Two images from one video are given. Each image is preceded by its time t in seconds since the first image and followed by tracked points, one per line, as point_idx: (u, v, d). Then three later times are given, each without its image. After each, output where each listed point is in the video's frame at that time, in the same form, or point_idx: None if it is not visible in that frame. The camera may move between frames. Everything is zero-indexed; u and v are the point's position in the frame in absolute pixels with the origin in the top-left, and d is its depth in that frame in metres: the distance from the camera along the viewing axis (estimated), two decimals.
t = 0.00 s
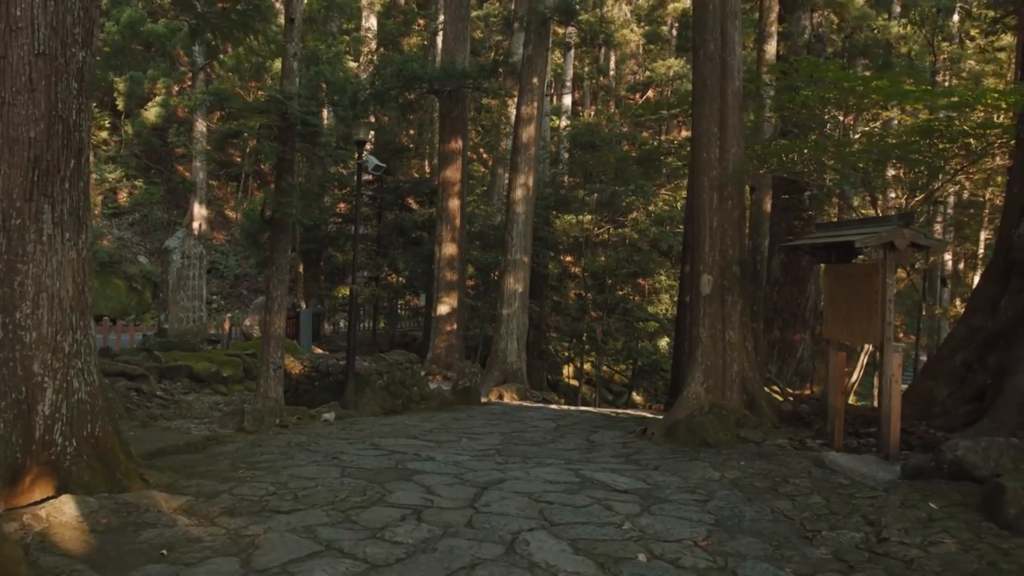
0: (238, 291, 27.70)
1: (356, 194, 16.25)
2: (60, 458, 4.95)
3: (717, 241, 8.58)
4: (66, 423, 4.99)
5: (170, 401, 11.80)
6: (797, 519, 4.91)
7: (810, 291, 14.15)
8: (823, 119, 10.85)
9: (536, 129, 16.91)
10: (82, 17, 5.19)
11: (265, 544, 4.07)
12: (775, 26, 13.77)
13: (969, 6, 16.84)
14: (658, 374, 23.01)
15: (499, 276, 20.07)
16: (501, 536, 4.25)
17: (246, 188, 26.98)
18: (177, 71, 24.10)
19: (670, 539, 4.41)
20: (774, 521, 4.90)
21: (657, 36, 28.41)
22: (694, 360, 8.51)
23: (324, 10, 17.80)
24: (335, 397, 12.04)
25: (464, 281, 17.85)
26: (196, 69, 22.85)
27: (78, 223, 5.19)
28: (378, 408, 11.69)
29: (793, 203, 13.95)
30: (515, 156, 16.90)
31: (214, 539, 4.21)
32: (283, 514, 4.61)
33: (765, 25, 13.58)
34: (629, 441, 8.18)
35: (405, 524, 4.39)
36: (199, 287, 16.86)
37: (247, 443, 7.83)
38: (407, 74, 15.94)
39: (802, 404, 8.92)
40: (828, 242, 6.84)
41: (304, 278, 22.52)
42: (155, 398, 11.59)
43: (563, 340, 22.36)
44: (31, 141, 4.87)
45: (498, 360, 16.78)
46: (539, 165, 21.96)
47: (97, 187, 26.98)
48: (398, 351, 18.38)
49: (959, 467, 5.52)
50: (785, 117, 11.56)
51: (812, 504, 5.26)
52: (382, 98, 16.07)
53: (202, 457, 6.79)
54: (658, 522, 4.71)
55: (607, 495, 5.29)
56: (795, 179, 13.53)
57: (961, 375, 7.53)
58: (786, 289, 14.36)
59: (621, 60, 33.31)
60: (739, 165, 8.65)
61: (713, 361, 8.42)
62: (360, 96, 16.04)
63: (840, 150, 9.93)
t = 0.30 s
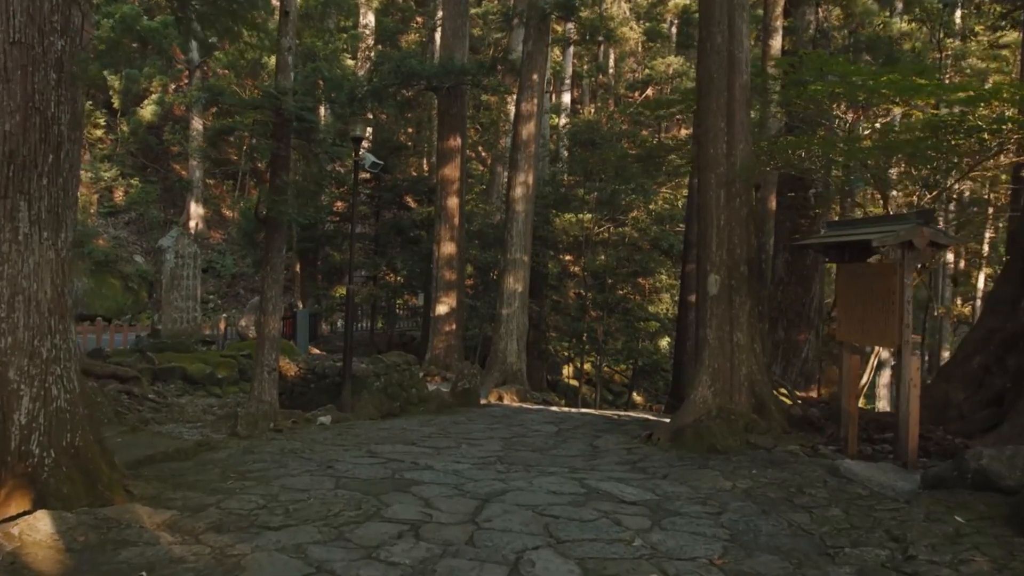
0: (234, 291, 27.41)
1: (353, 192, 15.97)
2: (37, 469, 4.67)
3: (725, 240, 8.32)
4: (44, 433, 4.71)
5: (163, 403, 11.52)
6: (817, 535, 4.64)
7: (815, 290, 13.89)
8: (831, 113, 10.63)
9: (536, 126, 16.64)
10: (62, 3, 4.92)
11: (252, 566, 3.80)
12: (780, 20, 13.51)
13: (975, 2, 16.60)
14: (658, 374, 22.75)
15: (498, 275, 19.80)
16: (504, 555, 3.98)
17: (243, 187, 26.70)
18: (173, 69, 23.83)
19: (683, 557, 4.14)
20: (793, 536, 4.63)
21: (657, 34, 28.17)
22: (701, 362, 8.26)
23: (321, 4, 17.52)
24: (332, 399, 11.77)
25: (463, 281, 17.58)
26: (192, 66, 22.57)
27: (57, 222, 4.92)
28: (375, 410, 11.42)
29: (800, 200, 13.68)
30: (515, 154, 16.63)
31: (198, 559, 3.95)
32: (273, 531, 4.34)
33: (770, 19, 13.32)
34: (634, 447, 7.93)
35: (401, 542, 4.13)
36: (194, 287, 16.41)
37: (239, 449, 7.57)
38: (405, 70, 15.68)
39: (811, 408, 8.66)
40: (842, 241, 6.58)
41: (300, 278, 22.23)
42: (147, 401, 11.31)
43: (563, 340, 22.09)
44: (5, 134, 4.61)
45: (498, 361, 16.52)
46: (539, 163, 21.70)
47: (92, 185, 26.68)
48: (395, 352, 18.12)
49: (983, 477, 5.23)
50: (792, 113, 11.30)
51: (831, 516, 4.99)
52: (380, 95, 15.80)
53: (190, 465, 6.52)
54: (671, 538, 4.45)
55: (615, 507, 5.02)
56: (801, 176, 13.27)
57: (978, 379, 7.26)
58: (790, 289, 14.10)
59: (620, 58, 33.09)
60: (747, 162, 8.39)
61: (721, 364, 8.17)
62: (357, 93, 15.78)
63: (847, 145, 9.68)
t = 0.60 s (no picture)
0: (231, 290, 27.11)
1: (350, 189, 15.67)
2: (12, 482, 4.40)
3: (734, 239, 8.05)
4: (19, 443, 4.43)
5: (154, 405, 11.24)
6: (840, 551, 4.37)
7: (821, 290, 13.62)
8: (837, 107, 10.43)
9: (536, 123, 16.36)
10: None
11: None
12: (787, 14, 13.23)
13: None
14: (659, 374, 22.48)
15: (497, 275, 19.52)
16: None
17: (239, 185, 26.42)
18: (169, 66, 23.54)
19: None
20: (815, 552, 4.36)
21: (657, 30, 27.89)
22: (709, 365, 8.00)
23: None
24: (328, 402, 11.50)
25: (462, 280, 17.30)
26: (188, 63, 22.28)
27: (35, 218, 4.64)
28: (373, 413, 11.14)
29: (806, 198, 13.41)
30: (515, 151, 16.35)
31: None
32: (261, 548, 4.06)
33: (776, 13, 13.04)
34: (640, 452, 7.67)
35: (398, 561, 3.86)
36: (186, 286, 16.01)
37: (230, 456, 7.29)
38: (404, 66, 15.40)
39: (821, 412, 8.40)
40: (859, 240, 6.31)
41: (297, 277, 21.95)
42: (138, 404, 11.02)
43: (563, 339, 21.83)
44: None
45: (497, 361, 16.25)
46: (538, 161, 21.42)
47: (87, 183, 26.40)
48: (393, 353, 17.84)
49: (1011, 487, 4.96)
50: (799, 108, 11.04)
51: (853, 530, 4.72)
52: (378, 91, 15.52)
53: (178, 473, 6.23)
54: (685, 555, 4.18)
55: (625, 521, 4.75)
56: (809, 173, 13.01)
57: (998, 383, 7.01)
58: (795, 288, 13.83)
59: (620, 55, 32.81)
60: (757, 158, 8.12)
61: (730, 367, 7.91)
62: (355, 89, 15.50)
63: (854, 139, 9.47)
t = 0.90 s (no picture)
0: (228, 288, 26.81)
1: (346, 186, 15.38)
2: None
3: (743, 236, 7.78)
4: None
5: (146, 407, 10.96)
6: (867, 568, 4.10)
7: (825, 289, 13.34)
8: (845, 100, 10.17)
9: (536, 118, 16.07)
10: None
11: None
12: (792, 7, 12.95)
13: None
14: (660, 374, 22.20)
15: (495, 273, 19.24)
16: None
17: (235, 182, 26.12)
18: (163, 62, 23.24)
19: None
20: (839, 570, 4.09)
21: (656, 26, 27.63)
22: (717, 367, 7.73)
23: None
24: (323, 403, 11.21)
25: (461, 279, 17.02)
26: (182, 59, 21.98)
27: (8, 213, 4.37)
28: (369, 415, 10.86)
29: (812, 195, 13.16)
30: (514, 147, 16.07)
31: None
32: (248, 568, 3.79)
33: (781, 5, 12.76)
34: (645, 458, 7.40)
35: None
36: (179, 285, 15.72)
37: (220, 462, 7.00)
38: (402, 61, 15.13)
39: (832, 415, 8.13)
40: (879, 237, 6.05)
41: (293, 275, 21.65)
42: (129, 405, 10.73)
43: (562, 338, 21.55)
44: None
45: (496, 361, 15.98)
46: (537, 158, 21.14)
47: (81, 180, 26.09)
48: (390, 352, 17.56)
49: None
50: (807, 102, 10.78)
51: (878, 545, 4.44)
52: (375, 85, 15.24)
53: (165, 481, 5.95)
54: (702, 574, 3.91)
55: (635, 535, 4.48)
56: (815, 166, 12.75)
57: (1019, 386, 6.73)
58: (799, 288, 13.55)
59: (618, 53, 32.55)
60: (766, 153, 7.86)
61: (739, 369, 7.64)
62: (351, 84, 15.22)
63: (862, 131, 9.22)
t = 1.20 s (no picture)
0: (222, 286, 26.50)
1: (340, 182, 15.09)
2: None
3: (750, 233, 7.51)
4: None
5: (135, 409, 10.67)
6: None
7: (829, 286, 13.05)
8: (854, 93, 9.90)
9: (535, 114, 15.78)
10: None
11: None
12: None
13: None
14: (658, 373, 21.94)
15: (493, 271, 18.97)
16: None
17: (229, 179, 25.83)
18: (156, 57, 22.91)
19: None
20: None
21: (654, 22, 27.35)
22: (724, 368, 7.47)
23: None
24: (316, 404, 10.92)
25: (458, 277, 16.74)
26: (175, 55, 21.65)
27: None
28: (364, 417, 10.57)
29: (817, 191, 12.91)
30: (512, 143, 15.78)
31: None
32: None
33: None
34: (651, 462, 7.13)
35: None
36: (169, 284, 15.48)
37: (209, 467, 6.72)
38: (397, 56, 14.85)
39: (841, 417, 7.87)
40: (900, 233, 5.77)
41: (287, 273, 21.35)
42: (118, 407, 10.43)
43: (560, 337, 21.27)
44: None
45: (494, 360, 15.69)
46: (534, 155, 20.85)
47: (73, 177, 25.75)
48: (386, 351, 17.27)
49: None
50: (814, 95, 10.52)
51: (906, 561, 4.18)
52: (370, 81, 14.95)
53: (149, 489, 5.67)
54: None
55: (646, 550, 4.21)
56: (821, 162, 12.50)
57: None
58: (802, 285, 13.27)
59: (615, 50, 32.30)
60: (775, 147, 7.58)
61: (748, 371, 7.37)
62: (346, 79, 14.91)
63: (872, 124, 8.97)
